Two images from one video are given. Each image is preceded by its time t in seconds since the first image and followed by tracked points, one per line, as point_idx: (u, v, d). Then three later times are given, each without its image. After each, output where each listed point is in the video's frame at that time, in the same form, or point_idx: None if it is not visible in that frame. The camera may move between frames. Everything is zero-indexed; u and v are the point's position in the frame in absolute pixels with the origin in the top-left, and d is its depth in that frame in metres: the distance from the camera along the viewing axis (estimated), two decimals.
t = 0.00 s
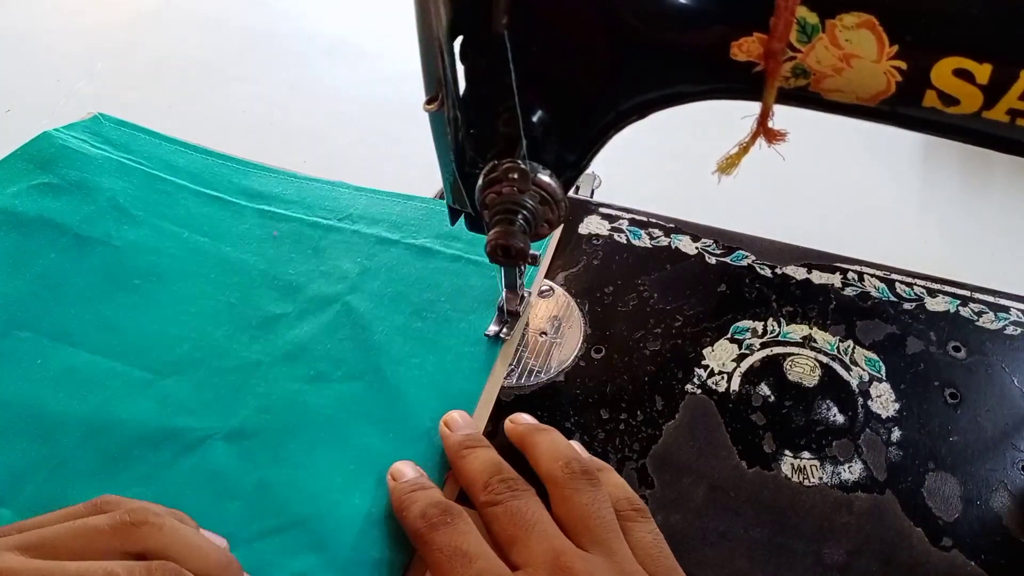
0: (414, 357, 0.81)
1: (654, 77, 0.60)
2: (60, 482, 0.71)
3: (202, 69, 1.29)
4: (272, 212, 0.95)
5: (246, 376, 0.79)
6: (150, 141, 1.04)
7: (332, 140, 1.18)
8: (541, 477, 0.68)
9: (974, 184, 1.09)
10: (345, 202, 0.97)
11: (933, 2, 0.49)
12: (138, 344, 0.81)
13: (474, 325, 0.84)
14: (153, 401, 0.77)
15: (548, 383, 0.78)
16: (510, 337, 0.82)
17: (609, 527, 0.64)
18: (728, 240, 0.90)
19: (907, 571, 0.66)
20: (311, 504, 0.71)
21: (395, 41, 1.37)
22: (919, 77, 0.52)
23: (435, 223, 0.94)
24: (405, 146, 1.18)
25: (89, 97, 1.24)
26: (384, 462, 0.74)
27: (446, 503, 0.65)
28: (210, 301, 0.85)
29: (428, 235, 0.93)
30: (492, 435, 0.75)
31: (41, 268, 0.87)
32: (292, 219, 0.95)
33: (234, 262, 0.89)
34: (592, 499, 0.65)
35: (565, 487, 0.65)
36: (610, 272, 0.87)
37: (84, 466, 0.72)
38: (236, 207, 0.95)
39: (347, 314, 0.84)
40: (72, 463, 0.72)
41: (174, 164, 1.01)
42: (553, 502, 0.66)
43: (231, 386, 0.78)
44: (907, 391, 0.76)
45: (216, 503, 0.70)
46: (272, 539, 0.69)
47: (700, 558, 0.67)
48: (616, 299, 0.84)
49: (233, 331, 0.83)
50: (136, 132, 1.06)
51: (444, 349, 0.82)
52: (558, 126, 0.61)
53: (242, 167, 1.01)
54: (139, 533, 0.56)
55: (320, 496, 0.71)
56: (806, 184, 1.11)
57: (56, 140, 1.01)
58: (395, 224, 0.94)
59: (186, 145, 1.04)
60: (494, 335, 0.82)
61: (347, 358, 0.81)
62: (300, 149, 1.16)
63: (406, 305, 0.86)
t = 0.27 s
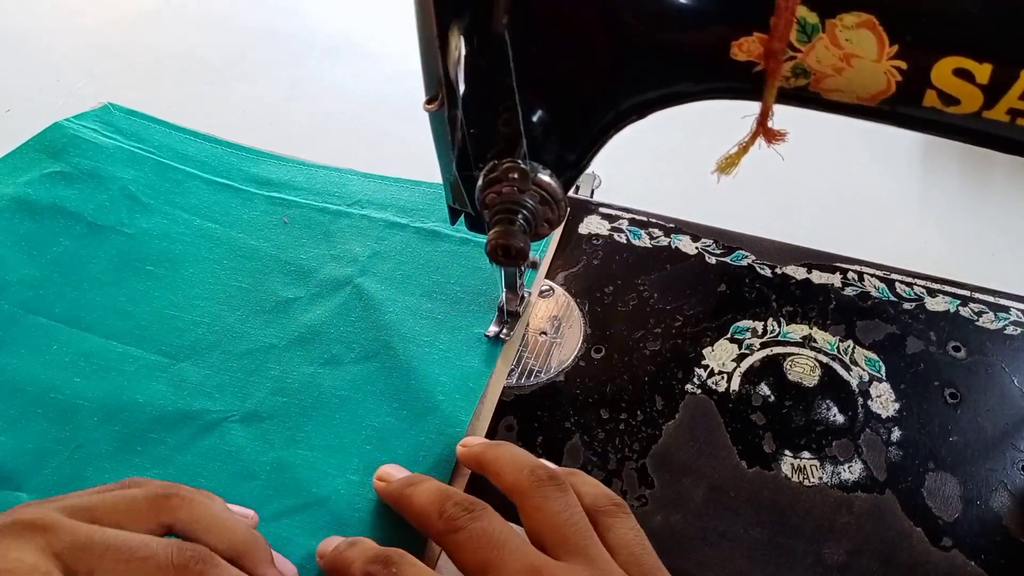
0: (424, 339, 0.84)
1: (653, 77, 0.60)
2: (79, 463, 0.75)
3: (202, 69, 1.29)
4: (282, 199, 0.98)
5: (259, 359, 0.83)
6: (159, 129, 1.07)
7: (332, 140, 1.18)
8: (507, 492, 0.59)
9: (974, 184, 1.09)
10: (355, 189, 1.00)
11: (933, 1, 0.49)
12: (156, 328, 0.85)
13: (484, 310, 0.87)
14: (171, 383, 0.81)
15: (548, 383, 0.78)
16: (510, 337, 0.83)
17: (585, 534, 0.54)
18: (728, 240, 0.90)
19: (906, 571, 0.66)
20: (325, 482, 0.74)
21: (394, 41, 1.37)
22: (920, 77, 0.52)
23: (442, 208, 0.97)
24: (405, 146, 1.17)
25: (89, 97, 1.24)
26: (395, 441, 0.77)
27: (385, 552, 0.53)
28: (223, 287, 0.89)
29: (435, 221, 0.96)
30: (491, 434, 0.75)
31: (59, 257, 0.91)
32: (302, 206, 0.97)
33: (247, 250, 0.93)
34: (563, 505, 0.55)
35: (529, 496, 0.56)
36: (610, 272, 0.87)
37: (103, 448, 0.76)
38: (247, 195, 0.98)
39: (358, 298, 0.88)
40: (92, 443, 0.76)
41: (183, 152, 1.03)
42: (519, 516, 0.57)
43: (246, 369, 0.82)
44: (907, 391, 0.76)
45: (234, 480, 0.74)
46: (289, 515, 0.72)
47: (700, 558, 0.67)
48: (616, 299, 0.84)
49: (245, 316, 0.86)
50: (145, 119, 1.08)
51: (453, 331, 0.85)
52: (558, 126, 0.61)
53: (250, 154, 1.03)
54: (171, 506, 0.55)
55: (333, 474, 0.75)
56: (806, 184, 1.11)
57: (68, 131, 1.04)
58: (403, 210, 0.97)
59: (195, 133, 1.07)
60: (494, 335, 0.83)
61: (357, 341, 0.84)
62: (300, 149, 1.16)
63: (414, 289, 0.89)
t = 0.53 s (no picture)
0: (437, 313, 0.86)
1: (654, 76, 0.60)
2: (98, 425, 0.76)
3: (202, 68, 1.29)
4: (299, 178, 1.01)
5: (276, 331, 0.85)
6: (181, 111, 1.11)
7: (332, 140, 1.18)
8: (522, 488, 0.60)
9: (974, 184, 1.09)
10: (370, 171, 1.04)
11: (932, 1, 0.49)
12: (175, 297, 0.88)
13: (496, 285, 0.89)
14: (188, 350, 0.82)
15: (548, 383, 0.78)
16: (510, 337, 0.82)
17: (603, 535, 0.54)
18: (727, 240, 0.90)
19: (906, 571, 0.66)
20: (338, 449, 0.74)
21: (394, 41, 1.37)
22: (919, 76, 0.52)
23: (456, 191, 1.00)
24: (405, 146, 1.17)
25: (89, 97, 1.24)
26: (408, 411, 0.78)
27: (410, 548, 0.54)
28: (240, 260, 0.92)
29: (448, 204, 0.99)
30: (491, 434, 0.75)
31: (81, 230, 0.93)
32: (319, 186, 1.01)
33: (264, 226, 0.95)
34: (580, 502, 0.56)
35: (547, 494, 0.57)
36: (610, 272, 0.87)
37: (121, 410, 0.77)
38: (265, 174, 1.02)
39: (372, 273, 0.90)
40: (111, 406, 0.77)
41: (204, 132, 1.07)
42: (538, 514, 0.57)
43: (262, 339, 0.84)
44: (907, 391, 0.76)
45: (248, 445, 0.74)
46: (303, 482, 0.72)
47: (700, 557, 0.67)
48: (616, 299, 0.84)
49: (262, 290, 0.89)
50: (167, 101, 1.12)
51: (466, 307, 0.87)
52: (558, 126, 0.61)
53: (269, 137, 1.07)
54: (185, 458, 0.60)
55: (347, 441, 0.75)
56: (806, 184, 1.11)
57: (92, 110, 1.07)
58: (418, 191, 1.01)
59: (214, 115, 1.10)
60: (494, 335, 0.83)
61: (372, 315, 0.86)
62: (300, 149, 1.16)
63: (427, 267, 0.91)
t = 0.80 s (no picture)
0: (448, 290, 0.89)
1: (654, 77, 0.60)
2: (119, 393, 0.80)
3: (202, 68, 1.29)
4: (317, 160, 1.06)
5: (292, 306, 0.88)
6: (207, 94, 1.16)
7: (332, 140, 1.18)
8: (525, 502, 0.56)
9: (974, 184, 1.09)
10: (385, 154, 1.08)
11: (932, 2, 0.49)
12: (195, 271, 0.92)
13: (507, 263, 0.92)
14: (207, 323, 0.87)
15: (548, 383, 0.78)
16: (510, 337, 0.82)
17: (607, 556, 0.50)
18: (727, 240, 0.90)
19: (906, 571, 0.66)
20: (350, 419, 0.77)
21: (394, 41, 1.37)
22: (919, 77, 0.52)
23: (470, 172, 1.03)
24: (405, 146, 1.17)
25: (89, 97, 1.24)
26: (418, 383, 0.80)
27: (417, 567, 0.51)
28: (258, 238, 0.96)
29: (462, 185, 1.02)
30: (491, 434, 0.75)
31: (106, 205, 0.99)
32: (336, 167, 1.05)
33: (282, 205, 1.00)
34: None
35: None
36: (610, 272, 0.87)
37: (143, 380, 0.81)
38: (285, 155, 1.07)
39: (386, 251, 0.94)
40: (133, 376, 0.82)
41: (228, 114, 1.13)
42: None
43: (278, 313, 0.88)
44: (907, 391, 0.76)
45: (263, 415, 0.78)
46: (315, 449, 0.75)
47: (701, 557, 0.67)
48: (616, 299, 0.84)
49: (279, 266, 0.93)
50: (195, 83, 1.18)
51: (477, 285, 0.90)
52: (558, 126, 0.61)
53: (290, 120, 1.13)
54: (205, 451, 0.55)
55: (359, 412, 0.78)
56: (806, 184, 1.11)
57: (121, 91, 1.15)
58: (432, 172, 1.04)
59: (238, 98, 1.16)
60: (494, 335, 0.83)
61: (384, 290, 0.89)
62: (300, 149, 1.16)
63: (440, 247, 0.95)
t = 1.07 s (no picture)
0: (456, 280, 0.90)
1: (654, 77, 0.60)
2: (131, 379, 0.80)
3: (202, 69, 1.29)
4: (325, 151, 1.06)
5: (303, 295, 0.89)
6: (214, 85, 1.16)
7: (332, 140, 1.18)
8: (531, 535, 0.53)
9: (974, 184, 1.09)
10: (393, 145, 1.08)
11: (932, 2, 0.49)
12: (205, 260, 0.92)
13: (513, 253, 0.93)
14: (218, 310, 0.87)
15: (548, 383, 0.78)
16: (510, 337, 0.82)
17: None
18: (727, 240, 0.90)
19: (906, 571, 0.66)
20: (360, 406, 0.78)
21: (394, 41, 1.37)
22: (919, 77, 0.52)
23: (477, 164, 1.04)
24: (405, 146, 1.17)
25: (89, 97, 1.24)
26: (427, 370, 0.81)
27: None
28: (268, 227, 0.96)
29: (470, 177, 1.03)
30: (491, 434, 0.75)
31: (117, 195, 0.99)
32: (344, 158, 1.05)
33: (290, 196, 1.00)
34: None
35: None
36: (610, 272, 0.87)
37: (155, 366, 0.82)
38: (293, 146, 1.07)
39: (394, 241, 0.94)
40: (145, 362, 0.82)
41: (235, 106, 1.13)
42: None
43: (288, 301, 0.88)
44: (907, 391, 0.76)
45: (273, 401, 0.79)
46: (325, 435, 0.76)
47: (701, 557, 0.67)
48: (616, 299, 0.84)
49: (289, 255, 0.93)
50: (202, 75, 1.17)
51: (484, 275, 0.90)
52: (558, 126, 0.61)
53: (298, 111, 1.12)
54: (222, 453, 0.60)
55: (369, 398, 0.79)
56: (806, 184, 1.11)
57: (130, 84, 1.14)
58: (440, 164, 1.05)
59: (245, 89, 1.16)
60: (494, 335, 0.82)
61: (392, 279, 0.90)
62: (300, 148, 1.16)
63: (447, 237, 0.95)
